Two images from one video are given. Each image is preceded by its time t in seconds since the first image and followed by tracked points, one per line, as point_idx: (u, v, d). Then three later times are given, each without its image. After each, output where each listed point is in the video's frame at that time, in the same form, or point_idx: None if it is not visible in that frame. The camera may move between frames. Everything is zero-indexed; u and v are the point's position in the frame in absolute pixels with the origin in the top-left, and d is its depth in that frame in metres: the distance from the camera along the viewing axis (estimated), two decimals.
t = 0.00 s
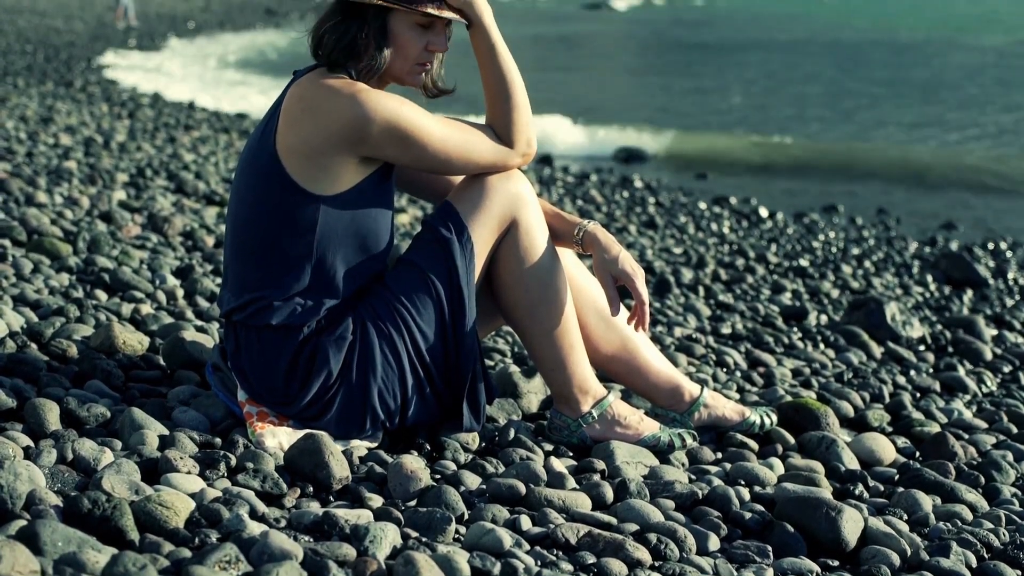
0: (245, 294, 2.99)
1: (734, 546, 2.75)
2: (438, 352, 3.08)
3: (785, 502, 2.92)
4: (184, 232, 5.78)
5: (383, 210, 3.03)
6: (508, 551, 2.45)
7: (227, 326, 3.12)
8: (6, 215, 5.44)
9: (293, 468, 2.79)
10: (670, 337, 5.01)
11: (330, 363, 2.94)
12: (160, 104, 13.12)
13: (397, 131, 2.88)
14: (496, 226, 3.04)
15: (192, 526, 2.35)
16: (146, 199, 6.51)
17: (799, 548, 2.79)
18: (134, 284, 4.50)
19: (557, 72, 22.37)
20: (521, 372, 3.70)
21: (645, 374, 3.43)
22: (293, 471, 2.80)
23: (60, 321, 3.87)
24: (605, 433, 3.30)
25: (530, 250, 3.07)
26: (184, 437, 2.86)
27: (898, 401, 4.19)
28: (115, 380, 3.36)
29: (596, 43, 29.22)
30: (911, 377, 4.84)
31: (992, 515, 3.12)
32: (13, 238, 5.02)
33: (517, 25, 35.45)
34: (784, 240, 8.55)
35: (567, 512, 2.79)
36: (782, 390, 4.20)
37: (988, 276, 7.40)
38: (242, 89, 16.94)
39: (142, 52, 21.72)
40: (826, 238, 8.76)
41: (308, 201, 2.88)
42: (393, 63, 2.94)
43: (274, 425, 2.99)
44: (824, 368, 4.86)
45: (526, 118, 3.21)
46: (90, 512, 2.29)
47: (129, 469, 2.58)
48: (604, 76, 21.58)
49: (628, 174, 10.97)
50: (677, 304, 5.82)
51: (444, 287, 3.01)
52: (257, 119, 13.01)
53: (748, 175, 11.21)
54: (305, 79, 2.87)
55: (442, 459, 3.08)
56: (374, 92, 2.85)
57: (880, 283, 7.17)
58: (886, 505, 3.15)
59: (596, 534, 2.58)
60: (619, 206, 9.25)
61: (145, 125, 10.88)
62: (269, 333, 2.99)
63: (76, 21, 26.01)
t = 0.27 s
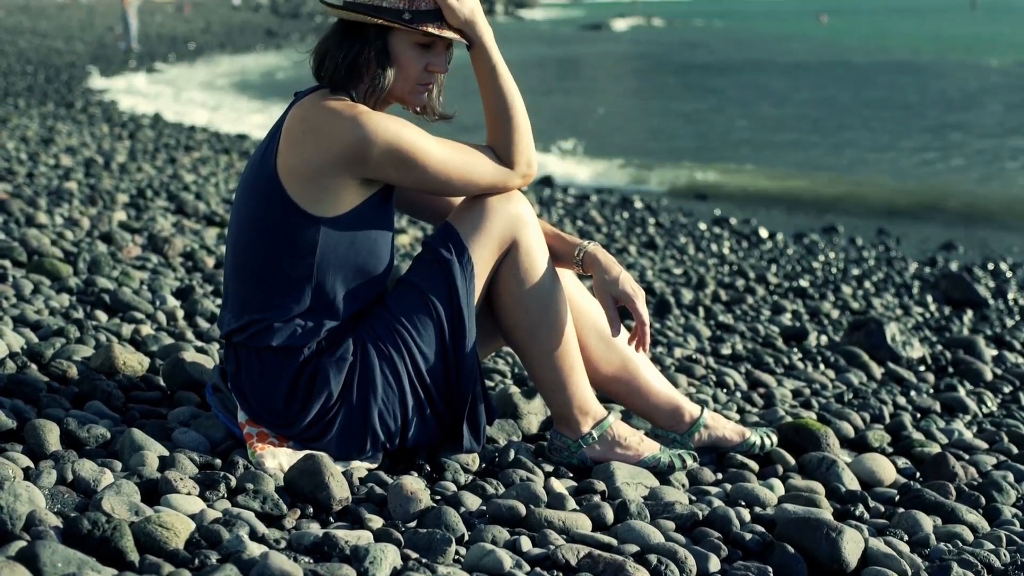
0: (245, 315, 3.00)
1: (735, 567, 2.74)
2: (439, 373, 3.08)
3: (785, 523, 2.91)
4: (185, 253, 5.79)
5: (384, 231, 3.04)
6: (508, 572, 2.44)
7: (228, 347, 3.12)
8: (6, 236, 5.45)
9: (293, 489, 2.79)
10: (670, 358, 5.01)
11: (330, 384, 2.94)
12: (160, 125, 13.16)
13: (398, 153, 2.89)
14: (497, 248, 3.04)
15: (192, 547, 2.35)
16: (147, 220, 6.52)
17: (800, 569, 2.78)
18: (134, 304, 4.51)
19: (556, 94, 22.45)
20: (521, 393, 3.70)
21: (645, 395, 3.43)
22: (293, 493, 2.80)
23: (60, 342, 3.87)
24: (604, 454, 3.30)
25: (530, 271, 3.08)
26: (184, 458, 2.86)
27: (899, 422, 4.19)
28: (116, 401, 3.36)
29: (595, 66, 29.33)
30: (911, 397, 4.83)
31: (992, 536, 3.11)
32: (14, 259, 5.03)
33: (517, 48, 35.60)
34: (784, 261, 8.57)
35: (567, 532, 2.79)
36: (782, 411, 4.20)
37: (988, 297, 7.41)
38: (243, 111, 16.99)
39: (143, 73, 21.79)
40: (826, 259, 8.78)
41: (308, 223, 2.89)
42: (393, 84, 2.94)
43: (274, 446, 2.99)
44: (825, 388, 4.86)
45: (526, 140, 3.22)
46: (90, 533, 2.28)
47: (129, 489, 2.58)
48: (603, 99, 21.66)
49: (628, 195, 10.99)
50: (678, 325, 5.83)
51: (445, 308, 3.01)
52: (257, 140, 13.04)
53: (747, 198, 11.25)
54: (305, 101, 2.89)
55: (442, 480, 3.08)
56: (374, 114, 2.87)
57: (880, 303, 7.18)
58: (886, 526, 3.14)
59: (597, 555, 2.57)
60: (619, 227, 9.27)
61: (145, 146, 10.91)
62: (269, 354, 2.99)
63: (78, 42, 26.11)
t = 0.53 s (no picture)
0: (245, 335, 3.00)
1: None
2: (438, 393, 3.08)
3: (786, 543, 2.91)
4: (185, 272, 5.80)
5: (384, 251, 3.05)
6: None
7: (228, 367, 3.12)
8: (7, 255, 5.46)
9: (294, 509, 2.79)
10: (671, 378, 5.01)
11: (330, 404, 2.93)
12: (160, 145, 13.19)
13: (398, 173, 2.90)
14: (497, 268, 3.04)
15: (192, 567, 2.35)
16: (147, 240, 6.53)
17: None
18: (134, 324, 4.51)
19: (556, 115, 22.51)
20: (521, 413, 3.70)
21: (645, 415, 3.42)
22: (293, 513, 2.79)
23: (60, 361, 3.87)
24: (605, 474, 3.29)
25: (530, 291, 3.08)
26: (184, 478, 2.86)
27: (899, 441, 4.19)
28: (115, 421, 3.36)
29: (595, 87, 29.43)
30: (911, 416, 4.83)
31: (994, 555, 3.10)
32: (15, 278, 5.04)
33: (516, 69, 35.72)
34: (784, 280, 8.58)
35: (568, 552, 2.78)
36: (783, 431, 4.19)
37: (988, 316, 7.42)
38: (243, 131, 17.04)
39: (143, 93, 21.86)
40: (826, 278, 8.79)
41: (308, 242, 2.89)
42: (394, 105, 2.95)
43: (274, 466, 2.99)
44: (825, 408, 4.85)
45: (526, 159, 3.23)
46: (90, 553, 2.28)
47: (129, 509, 2.58)
48: (602, 119, 21.73)
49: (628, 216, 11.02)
50: (678, 345, 5.83)
51: (445, 328, 3.01)
52: (257, 160, 13.08)
53: (746, 220, 11.30)
54: (306, 122, 2.90)
55: (442, 500, 3.07)
56: (374, 134, 2.88)
57: (880, 322, 7.18)
58: (887, 545, 3.13)
59: None
60: (619, 246, 9.29)
61: (145, 165, 10.93)
62: (269, 374, 2.99)
63: (79, 62, 26.21)
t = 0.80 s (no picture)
0: (245, 354, 3.00)
1: None
2: (439, 412, 3.08)
3: (786, 562, 2.90)
4: (186, 292, 5.80)
5: (384, 270, 3.05)
6: None
7: (228, 387, 3.12)
8: (7, 275, 5.47)
9: (294, 529, 2.78)
10: (671, 397, 5.01)
11: (331, 424, 2.94)
12: (161, 165, 13.22)
13: (398, 192, 2.91)
14: (497, 287, 3.04)
15: None
16: (147, 259, 6.54)
17: None
18: (135, 343, 4.51)
19: (556, 135, 22.57)
20: (521, 433, 3.71)
21: (645, 434, 3.42)
22: (293, 532, 2.79)
23: (60, 381, 3.87)
24: (605, 493, 3.29)
25: (530, 310, 3.08)
26: (185, 497, 2.85)
27: (899, 461, 4.18)
28: (116, 440, 3.35)
29: (594, 107, 29.54)
30: (912, 436, 4.83)
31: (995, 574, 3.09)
32: (15, 298, 5.05)
33: (516, 90, 35.80)
34: (785, 299, 8.59)
35: (568, 572, 2.77)
36: (782, 450, 4.19)
37: (989, 335, 7.42)
38: (243, 151, 17.08)
39: (144, 113, 21.91)
40: (826, 297, 8.80)
41: (308, 262, 2.90)
42: (393, 125, 2.97)
43: (274, 486, 2.99)
44: (826, 427, 4.85)
45: (527, 179, 3.24)
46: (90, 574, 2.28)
47: (129, 529, 2.57)
48: (602, 139, 21.78)
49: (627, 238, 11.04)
50: (678, 365, 5.83)
51: (445, 347, 3.02)
52: (258, 179, 13.10)
53: (745, 242, 11.33)
54: (307, 141, 2.91)
55: (443, 519, 3.07)
56: (374, 154, 2.89)
57: (881, 342, 7.18)
58: (887, 565, 3.12)
59: None
60: (619, 266, 9.30)
61: (146, 185, 10.96)
62: (269, 395, 2.99)
63: (80, 82, 26.28)
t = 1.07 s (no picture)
0: (245, 374, 3.00)
1: None
2: (439, 432, 3.07)
3: None
4: (186, 311, 5.81)
5: (384, 290, 3.06)
6: None
7: (227, 407, 3.12)
8: (8, 294, 5.48)
9: (293, 549, 2.78)
10: (671, 417, 5.01)
11: (330, 443, 2.94)
12: (161, 184, 13.25)
13: (397, 212, 2.92)
14: (497, 307, 3.05)
15: None
16: (147, 279, 6.55)
17: None
18: (134, 362, 4.51)
19: (555, 155, 22.62)
20: (522, 453, 3.71)
21: (646, 453, 3.41)
22: (293, 552, 2.78)
23: (60, 401, 3.87)
24: (606, 513, 3.28)
25: (530, 329, 3.08)
26: (185, 518, 2.85)
27: (900, 481, 4.18)
28: (116, 460, 3.35)
29: (594, 127, 29.63)
30: (913, 455, 4.82)
31: None
32: (16, 317, 5.06)
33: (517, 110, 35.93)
34: (784, 318, 8.61)
35: None
36: (783, 470, 4.19)
37: (989, 354, 7.42)
38: (244, 171, 17.12)
39: (144, 133, 21.96)
40: (826, 317, 8.82)
41: (307, 282, 2.90)
42: (392, 147, 2.98)
43: (274, 506, 2.99)
44: (826, 447, 4.85)
45: (530, 199, 3.25)
46: None
47: (129, 549, 2.57)
48: (602, 159, 21.82)
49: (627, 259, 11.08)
50: (678, 384, 5.84)
51: (445, 367, 3.02)
52: (258, 199, 13.12)
53: (745, 264, 11.37)
54: (307, 161, 2.92)
55: (443, 539, 3.06)
56: (373, 174, 2.90)
57: (881, 361, 7.19)
58: None
59: None
60: (619, 285, 9.32)
61: (146, 205, 10.99)
62: (268, 414, 2.99)
63: (81, 102, 26.34)
